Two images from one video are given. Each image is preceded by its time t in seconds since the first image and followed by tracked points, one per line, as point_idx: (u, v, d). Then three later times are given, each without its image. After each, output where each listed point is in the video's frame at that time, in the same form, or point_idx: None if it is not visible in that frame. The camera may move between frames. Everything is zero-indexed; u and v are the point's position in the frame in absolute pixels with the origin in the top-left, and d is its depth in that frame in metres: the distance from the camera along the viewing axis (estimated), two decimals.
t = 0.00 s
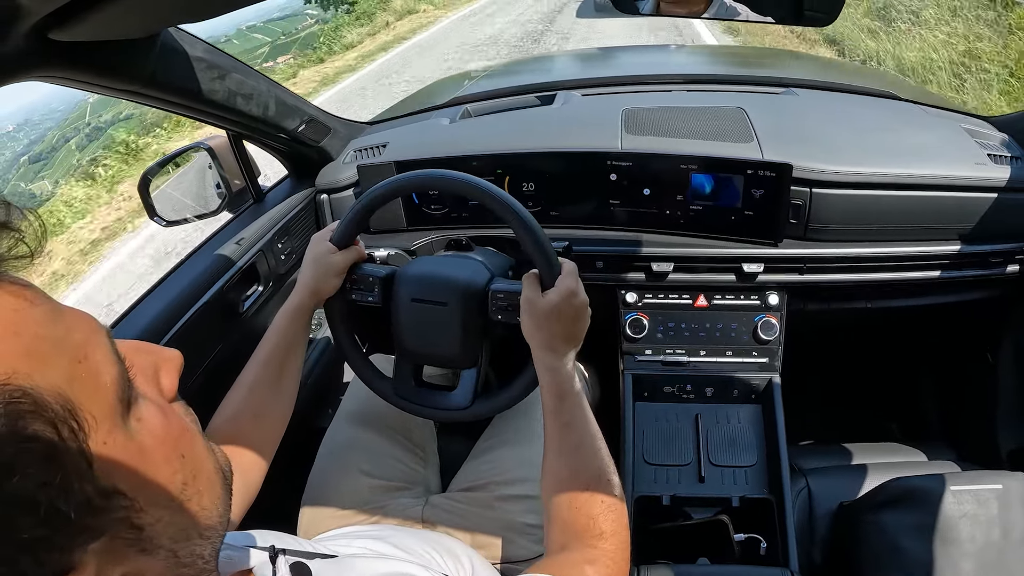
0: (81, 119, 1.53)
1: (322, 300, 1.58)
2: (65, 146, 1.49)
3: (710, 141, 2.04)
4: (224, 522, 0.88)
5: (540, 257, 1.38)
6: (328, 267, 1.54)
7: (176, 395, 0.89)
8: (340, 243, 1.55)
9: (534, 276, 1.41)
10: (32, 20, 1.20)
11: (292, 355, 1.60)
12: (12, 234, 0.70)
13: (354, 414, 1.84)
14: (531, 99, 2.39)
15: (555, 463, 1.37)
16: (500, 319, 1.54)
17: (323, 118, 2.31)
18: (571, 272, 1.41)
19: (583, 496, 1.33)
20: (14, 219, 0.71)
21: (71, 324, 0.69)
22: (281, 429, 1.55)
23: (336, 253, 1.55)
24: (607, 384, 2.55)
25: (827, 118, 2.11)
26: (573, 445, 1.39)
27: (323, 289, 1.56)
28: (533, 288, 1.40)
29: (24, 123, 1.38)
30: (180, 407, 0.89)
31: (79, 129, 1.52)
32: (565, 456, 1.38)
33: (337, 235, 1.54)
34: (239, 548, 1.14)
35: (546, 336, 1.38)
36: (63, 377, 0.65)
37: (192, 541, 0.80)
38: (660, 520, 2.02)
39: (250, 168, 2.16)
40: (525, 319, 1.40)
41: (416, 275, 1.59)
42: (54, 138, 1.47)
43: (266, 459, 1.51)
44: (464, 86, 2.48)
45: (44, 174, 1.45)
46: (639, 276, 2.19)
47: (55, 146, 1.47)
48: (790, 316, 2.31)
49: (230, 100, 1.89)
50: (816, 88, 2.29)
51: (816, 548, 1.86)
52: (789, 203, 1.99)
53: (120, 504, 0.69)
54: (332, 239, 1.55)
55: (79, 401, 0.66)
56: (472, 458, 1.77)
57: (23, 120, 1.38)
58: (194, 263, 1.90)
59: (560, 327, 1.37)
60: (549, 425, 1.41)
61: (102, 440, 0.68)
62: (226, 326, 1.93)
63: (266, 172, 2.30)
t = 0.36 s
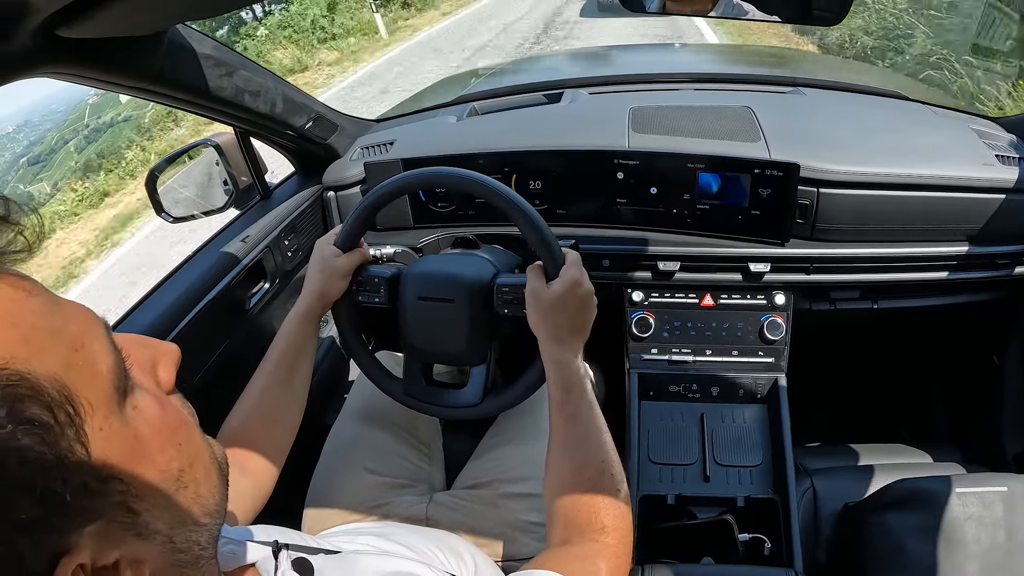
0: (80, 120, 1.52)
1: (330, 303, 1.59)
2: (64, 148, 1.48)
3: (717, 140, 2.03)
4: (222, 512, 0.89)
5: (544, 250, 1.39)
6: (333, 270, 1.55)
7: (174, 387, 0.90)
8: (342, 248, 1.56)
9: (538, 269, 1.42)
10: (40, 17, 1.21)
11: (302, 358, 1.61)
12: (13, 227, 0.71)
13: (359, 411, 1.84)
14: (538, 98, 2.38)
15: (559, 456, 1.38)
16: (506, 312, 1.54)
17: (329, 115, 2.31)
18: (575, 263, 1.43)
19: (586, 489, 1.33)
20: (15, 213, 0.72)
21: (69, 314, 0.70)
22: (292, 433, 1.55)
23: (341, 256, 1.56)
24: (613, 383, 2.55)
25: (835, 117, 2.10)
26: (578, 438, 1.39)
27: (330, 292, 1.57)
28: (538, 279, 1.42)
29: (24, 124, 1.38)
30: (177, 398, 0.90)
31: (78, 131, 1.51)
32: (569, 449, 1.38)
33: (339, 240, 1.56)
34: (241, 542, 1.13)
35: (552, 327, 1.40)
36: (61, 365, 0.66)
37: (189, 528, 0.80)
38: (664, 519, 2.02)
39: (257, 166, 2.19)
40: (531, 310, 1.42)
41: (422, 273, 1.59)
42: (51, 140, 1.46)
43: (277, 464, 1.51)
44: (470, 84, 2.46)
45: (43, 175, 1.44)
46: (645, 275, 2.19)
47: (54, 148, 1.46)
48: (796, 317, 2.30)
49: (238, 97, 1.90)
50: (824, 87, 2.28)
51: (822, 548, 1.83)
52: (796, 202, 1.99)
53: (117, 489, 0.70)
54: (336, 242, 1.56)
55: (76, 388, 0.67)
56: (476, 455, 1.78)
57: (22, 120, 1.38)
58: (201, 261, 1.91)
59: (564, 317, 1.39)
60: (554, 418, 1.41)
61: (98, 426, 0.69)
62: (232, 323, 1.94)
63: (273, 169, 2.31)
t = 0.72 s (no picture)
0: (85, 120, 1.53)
1: (327, 304, 1.58)
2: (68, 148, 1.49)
3: (717, 140, 2.03)
4: (218, 509, 0.89)
5: (541, 243, 1.40)
6: (330, 270, 1.55)
7: (171, 381, 0.90)
8: (340, 247, 1.56)
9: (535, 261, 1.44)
10: (39, 9, 1.20)
11: (300, 357, 1.60)
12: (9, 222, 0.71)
13: (356, 407, 1.84)
14: (539, 95, 2.38)
15: (557, 450, 1.38)
16: (502, 306, 1.55)
17: (329, 110, 2.31)
18: (570, 254, 1.42)
19: (584, 482, 1.34)
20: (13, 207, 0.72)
21: (66, 308, 0.70)
22: (290, 433, 1.55)
23: (337, 256, 1.56)
24: (610, 382, 2.55)
25: (835, 118, 2.10)
26: (576, 430, 1.39)
27: (327, 293, 1.56)
28: (534, 272, 1.43)
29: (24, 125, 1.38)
30: (175, 393, 0.90)
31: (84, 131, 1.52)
32: (567, 442, 1.38)
33: (336, 241, 1.56)
34: (239, 539, 1.13)
35: (551, 321, 1.40)
36: (56, 358, 0.65)
37: (184, 523, 0.80)
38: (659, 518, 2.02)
39: (257, 161, 2.17)
40: (529, 303, 1.42)
41: (420, 270, 1.59)
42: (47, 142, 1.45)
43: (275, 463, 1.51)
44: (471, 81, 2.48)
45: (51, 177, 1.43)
46: (643, 274, 2.19)
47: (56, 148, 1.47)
48: (794, 317, 2.31)
49: (237, 91, 1.89)
50: (825, 89, 2.27)
51: (814, 550, 1.86)
52: (795, 204, 1.99)
53: (112, 482, 0.69)
54: (331, 244, 1.56)
55: (71, 381, 0.67)
56: (473, 453, 1.78)
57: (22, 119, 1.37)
58: (197, 255, 1.90)
59: (565, 309, 1.39)
60: (552, 411, 1.41)
61: (94, 420, 0.69)
62: (230, 318, 1.94)
63: (272, 164, 2.31)
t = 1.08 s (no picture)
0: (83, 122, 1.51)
1: (326, 298, 1.58)
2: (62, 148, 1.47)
3: (716, 140, 2.03)
4: (222, 510, 0.89)
5: (542, 246, 1.39)
6: (330, 264, 1.54)
7: (175, 379, 0.90)
8: (341, 242, 1.55)
9: (536, 266, 1.42)
10: (39, 7, 1.20)
11: (297, 351, 1.60)
12: (12, 219, 0.70)
13: (354, 405, 1.84)
14: (539, 95, 2.40)
15: (557, 453, 1.37)
16: (501, 309, 1.55)
17: (329, 109, 2.31)
18: (571, 259, 1.41)
19: (585, 485, 1.34)
20: (19, 203, 0.71)
21: (69, 307, 0.70)
22: (287, 427, 1.55)
23: (338, 250, 1.55)
24: (608, 381, 2.55)
25: (834, 119, 2.11)
26: (575, 434, 1.39)
27: (327, 287, 1.56)
28: (535, 277, 1.41)
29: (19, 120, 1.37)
30: (179, 392, 0.90)
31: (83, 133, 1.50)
32: (567, 445, 1.37)
33: (337, 234, 1.55)
34: (239, 538, 1.13)
35: (551, 326, 1.38)
36: (60, 359, 0.65)
37: (187, 524, 0.80)
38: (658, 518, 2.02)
39: (256, 160, 2.17)
40: (528, 307, 1.41)
41: (419, 268, 1.59)
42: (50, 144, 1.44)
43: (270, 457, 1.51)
44: (468, 78, 2.47)
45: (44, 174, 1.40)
46: (642, 274, 2.19)
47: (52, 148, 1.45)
48: (793, 318, 2.31)
49: (237, 90, 1.89)
50: (824, 90, 2.28)
51: (812, 550, 1.86)
52: (794, 204, 1.99)
53: (114, 484, 0.69)
54: (333, 237, 1.55)
55: (75, 381, 0.66)
56: (472, 452, 1.78)
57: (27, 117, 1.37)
58: (195, 254, 1.89)
59: (565, 314, 1.38)
60: (551, 414, 1.40)
61: (98, 421, 0.68)
62: (229, 316, 1.94)
63: (272, 162, 2.30)
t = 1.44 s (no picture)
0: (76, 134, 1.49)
1: (332, 290, 1.57)
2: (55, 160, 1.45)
3: (722, 140, 2.03)
4: (230, 513, 0.90)
5: (553, 252, 1.40)
6: (339, 258, 1.55)
7: (183, 383, 0.90)
8: (351, 235, 1.56)
9: (546, 277, 1.41)
10: (46, 12, 1.21)
11: (301, 344, 1.59)
12: (24, 226, 0.72)
13: (362, 407, 1.85)
14: (545, 96, 2.38)
15: (562, 463, 1.37)
16: (508, 316, 1.54)
17: (335, 112, 2.33)
18: (582, 272, 1.39)
19: (589, 495, 1.34)
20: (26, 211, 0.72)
21: (77, 313, 0.71)
22: (288, 420, 1.53)
23: (348, 245, 1.56)
24: (616, 382, 2.55)
25: (841, 117, 2.10)
26: (580, 444, 1.38)
27: (334, 280, 1.56)
28: (544, 287, 1.40)
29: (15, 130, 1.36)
30: (187, 396, 0.90)
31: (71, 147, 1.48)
32: (571, 455, 1.37)
33: (349, 228, 1.55)
34: (246, 539, 1.15)
35: (557, 337, 1.37)
36: (69, 365, 0.66)
37: (195, 528, 0.81)
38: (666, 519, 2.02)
39: (262, 161, 2.18)
40: (535, 317, 1.39)
41: (426, 268, 1.59)
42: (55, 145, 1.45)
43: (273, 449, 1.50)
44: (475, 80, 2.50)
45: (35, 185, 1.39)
46: (649, 274, 2.18)
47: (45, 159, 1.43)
48: (801, 318, 2.30)
49: (243, 93, 1.90)
50: (832, 88, 2.26)
51: (820, 551, 1.86)
52: (801, 204, 1.98)
53: (123, 490, 0.70)
54: (344, 230, 1.56)
55: (83, 388, 0.67)
56: (479, 454, 1.78)
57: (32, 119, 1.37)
58: (203, 257, 1.90)
59: (573, 327, 1.36)
60: (557, 424, 1.40)
61: (106, 427, 0.69)
62: (237, 318, 1.95)
63: (279, 165, 2.32)
